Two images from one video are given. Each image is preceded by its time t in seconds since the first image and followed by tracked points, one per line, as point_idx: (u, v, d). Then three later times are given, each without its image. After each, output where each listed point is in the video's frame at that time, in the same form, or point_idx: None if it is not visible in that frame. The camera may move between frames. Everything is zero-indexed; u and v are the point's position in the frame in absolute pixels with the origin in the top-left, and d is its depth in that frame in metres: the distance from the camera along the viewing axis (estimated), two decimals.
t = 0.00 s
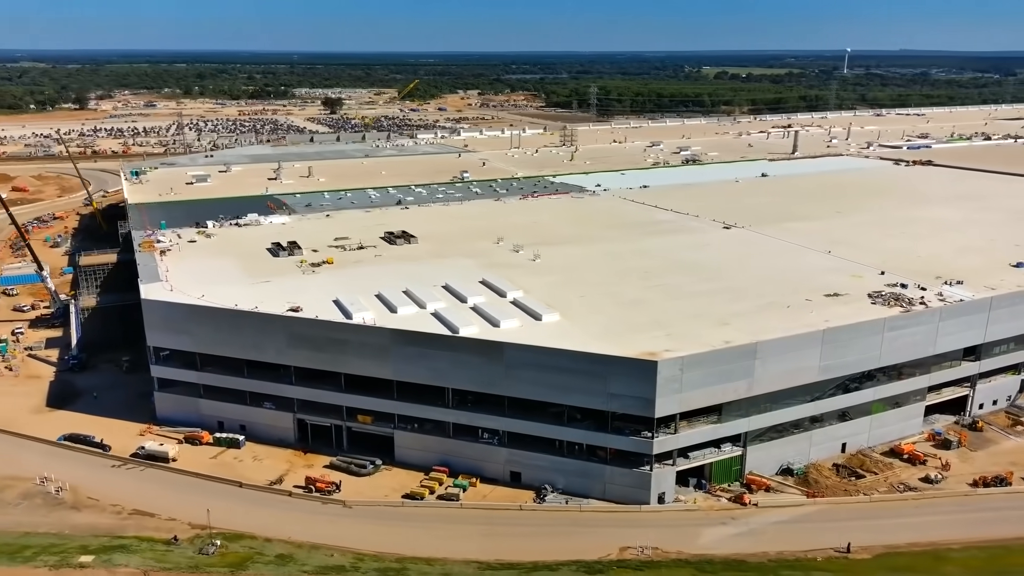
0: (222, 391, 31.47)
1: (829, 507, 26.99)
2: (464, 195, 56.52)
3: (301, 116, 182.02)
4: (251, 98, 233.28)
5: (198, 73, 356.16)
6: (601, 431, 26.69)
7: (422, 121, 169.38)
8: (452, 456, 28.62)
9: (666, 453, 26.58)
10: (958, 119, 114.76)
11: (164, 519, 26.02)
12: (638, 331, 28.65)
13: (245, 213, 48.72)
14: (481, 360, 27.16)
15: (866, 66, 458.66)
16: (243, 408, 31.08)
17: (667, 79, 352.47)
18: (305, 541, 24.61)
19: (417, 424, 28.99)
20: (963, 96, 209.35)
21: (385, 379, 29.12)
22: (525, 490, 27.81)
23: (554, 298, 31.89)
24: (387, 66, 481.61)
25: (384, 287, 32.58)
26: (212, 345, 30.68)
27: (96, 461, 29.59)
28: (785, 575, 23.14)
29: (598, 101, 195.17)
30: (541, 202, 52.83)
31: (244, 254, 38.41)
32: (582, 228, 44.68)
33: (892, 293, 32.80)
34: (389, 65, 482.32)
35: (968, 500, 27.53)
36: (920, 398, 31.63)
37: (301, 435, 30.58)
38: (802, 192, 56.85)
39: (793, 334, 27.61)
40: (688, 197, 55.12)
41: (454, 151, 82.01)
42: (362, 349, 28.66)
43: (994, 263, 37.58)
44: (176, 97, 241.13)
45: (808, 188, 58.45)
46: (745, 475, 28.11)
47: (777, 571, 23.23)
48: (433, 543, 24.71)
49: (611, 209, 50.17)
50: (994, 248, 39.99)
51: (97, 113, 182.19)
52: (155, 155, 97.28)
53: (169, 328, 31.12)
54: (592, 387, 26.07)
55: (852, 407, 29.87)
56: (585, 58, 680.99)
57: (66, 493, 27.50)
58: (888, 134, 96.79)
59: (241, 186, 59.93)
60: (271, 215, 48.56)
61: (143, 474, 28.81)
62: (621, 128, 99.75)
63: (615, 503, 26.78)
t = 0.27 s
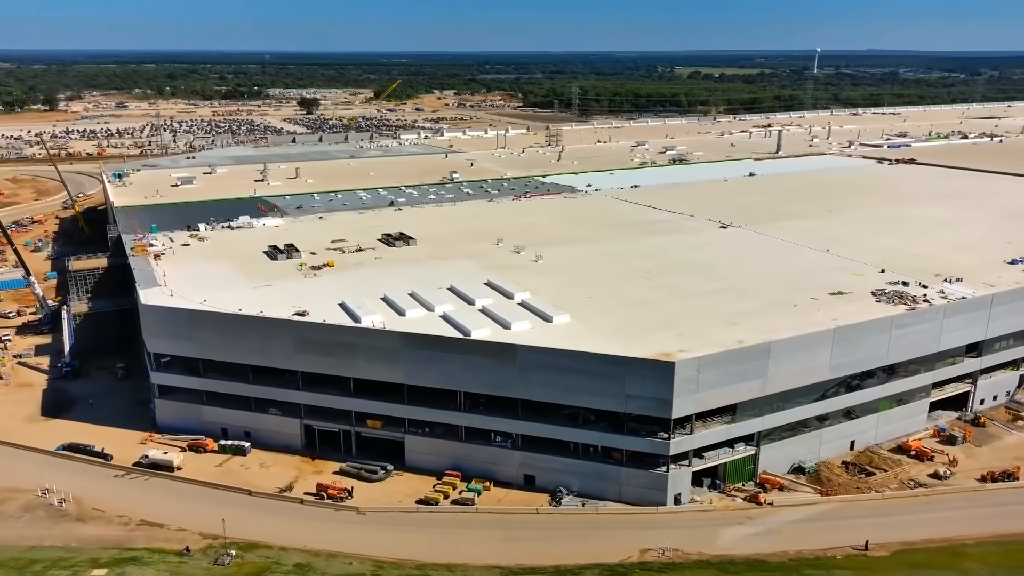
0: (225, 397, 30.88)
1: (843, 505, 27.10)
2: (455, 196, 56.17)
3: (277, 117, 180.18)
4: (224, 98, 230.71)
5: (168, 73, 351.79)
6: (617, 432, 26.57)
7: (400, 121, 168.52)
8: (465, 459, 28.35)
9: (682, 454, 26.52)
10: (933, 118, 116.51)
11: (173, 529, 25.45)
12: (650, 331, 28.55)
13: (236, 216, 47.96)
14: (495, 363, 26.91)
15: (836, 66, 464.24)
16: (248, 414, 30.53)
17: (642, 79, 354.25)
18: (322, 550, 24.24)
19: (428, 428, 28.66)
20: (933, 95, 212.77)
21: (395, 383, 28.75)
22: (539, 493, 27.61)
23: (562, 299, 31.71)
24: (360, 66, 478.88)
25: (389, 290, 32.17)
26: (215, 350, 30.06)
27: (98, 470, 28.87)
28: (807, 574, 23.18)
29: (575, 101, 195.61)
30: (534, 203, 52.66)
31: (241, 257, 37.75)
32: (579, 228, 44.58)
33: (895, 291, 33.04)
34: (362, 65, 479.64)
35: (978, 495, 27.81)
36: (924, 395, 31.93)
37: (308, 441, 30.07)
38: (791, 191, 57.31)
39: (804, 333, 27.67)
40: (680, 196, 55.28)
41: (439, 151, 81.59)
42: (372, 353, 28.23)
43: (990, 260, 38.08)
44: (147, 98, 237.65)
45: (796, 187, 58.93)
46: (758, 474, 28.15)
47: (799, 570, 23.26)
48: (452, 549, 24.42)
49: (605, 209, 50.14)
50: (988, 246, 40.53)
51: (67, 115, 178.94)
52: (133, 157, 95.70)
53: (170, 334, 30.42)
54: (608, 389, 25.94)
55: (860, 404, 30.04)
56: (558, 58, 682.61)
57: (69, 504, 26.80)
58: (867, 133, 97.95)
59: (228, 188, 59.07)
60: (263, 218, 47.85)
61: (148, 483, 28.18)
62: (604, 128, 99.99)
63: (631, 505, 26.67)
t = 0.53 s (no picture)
0: (230, 403, 30.35)
1: (857, 502, 27.29)
2: (447, 196, 55.86)
3: (253, 118, 178.31)
4: (197, 99, 227.85)
5: (138, 74, 346.56)
6: (633, 433, 26.51)
7: (378, 122, 167.59)
8: (478, 463, 28.11)
9: (697, 454, 26.52)
10: (908, 118, 118.33)
11: (184, 539, 24.94)
12: (662, 331, 28.52)
13: (227, 218, 47.25)
14: (509, 365, 26.71)
15: (806, 66, 469.71)
16: (254, 420, 30.02)
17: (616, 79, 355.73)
18: (340, 557, 23.91)
19: (440, 432, 28.39)
20: (903, 95, 216.31)
21: (406, 387, 28.45)
22: (554, 495, 27.47)
23: (570, 300, 31.59)
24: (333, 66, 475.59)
25: (395, 293, 31.82)
26: (220, 356, 29.51)
27: (101, 480, 28.24)
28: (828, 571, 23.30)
29: (553, 101, 195.85)
30: (528, 203, 52.52)
31: (239, 261, 37.15)
32: (577, 228, 44.51)
33: (897, 288, 33.35)
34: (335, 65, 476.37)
35: (986, 490, 28.15)
36: (928, 391, 32.27)
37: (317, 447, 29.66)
38: (780, 190, 57.79)
39: (816, 331, 27.80)
40: (671, 196, 55.47)
41: (424, 152, 81.19)
42: (383, 357, 27.88)
43: (985, 257, 38.63)
44: (118, 98, 233.92)
45: (785, 186, 59.44)
46: (771, 473, 28.23)
47: (821, 568, 23.35)
48: (471, 554, 24.21)
49: (600, 209, 50.16)
50: (980, 243, 41.12)
51: (36, 115, 175.47)
52: (109, 159, 94.03)
53: (173, 340, 29.81)
54: (624, 390, 25.86)
55: (867, 402, 30.28)
56: (531, 58, 683.19)
57: (75, 515, 26.17)
58: (846, 132, 99.22)
59: (215, 190, 58.26)
60: (255, 220, 47.18)
61: (155, 493, 27.62)
62: (587, 128, 100.16)
63: (647, 506, 26.63)
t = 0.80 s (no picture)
0: (236, 409, 29.92)
1: (868, 498, 27.53)
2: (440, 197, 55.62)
3: (230, 118, 176.46)
4: (172, 99, 225.15)
5: (109, 74, 341.61)
6: (648, 433, 26.49)
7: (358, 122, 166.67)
8: (491, 465, 27.97)
9: (712, 453, 26.58)
10: (886, 117, 119.99)
11: (197, 548, 24.53)
12: (673, 331, 28.56)
13: (220, 220, 46.63)
14: (523, 366, 26.60)
15: (779, 66, 474.72)
16: (261, 425, 29.61)
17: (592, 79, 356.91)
18: (359, 563, 23.66)
19: (452, 434, 28.20)
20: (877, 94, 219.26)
21: (417, 390, 28.24)
22: (568, 496, 27.40)
23: (578, 300, 31.54)
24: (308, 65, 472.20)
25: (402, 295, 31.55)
26: (226, 361, 29.07)
27: (107, 489, 27.70)
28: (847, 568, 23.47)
29: (532, 100, 195.98)
30: (522, 203, 52.43)
31: (238, 264, 36.66)
32: (575, 228, 44.49)
33: (899, 286, 33.72)
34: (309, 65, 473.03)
35: (992, 484, 28.54)
36: (931, 387, 32.66)
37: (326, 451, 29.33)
38: (771, 188, 58.24)
39: (825, 329, 27.99)
40: (664, 195, 55.68)
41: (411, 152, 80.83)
42: (394, 360, 27.63)
43: (979, 254, 39.17)
44: (90, 99, 230.37)
45: (775, 185, 59.93)
46: (782, 470, 28.39)
47: (839, 564, 23.51)
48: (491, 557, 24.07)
49: (595, 209, 50.22)
50: (973, 240, 41.71)
51: (7, 116, 172.18)
52: (88, 161, 92.55)
53: (177, 345, 29.32)
54: (640, 390, 25.84)
55: (874, 399, 30.56)
56: (506, 58, 683.22)
57: (83, 525, 25.62)
58: (828, 132, 100.34)
59: (204, 192, 57.52)
60: (249, 222, 46.60)
61: (162, 501, 27.13)
62: (572, 127, 100.33)
63: (662, 505, 26.66)
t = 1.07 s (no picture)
0: (245, 413, 29.53)
1: (879, 493, 27.87)
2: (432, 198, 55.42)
3: (205, 119, 174.21)
4: (144, 100, 222.01)
5: (77, 74, 336.00)
6: (664, 432, 26.59)
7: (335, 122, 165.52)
8: (505, 466, 27.90)
9: (727, 451, 26.75)
10: (863, 116, 121.66)
11: (214, 555, 24.18)
12: (684, 330, 28.71)
13: (213, 223, 46.04)
14: (538, 367, 26.58)
15: (750, 66, 479.54)
16: (270, 430, 29.27)
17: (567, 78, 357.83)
18: (380, 567, 23.46)
19: (466, 436, 28.09)
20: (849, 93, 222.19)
21: (431, 392, 28.09)
22: (584, 497, 27.41)
23: (586, 300, 31.58)
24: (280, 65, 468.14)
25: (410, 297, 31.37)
26: (235, 365, 28.69)
27: (115, 497, 27.20)
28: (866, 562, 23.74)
29: (510, 100, 195.96)
30: (516, 204, 52.38)
31: (239, 267, 36.21)
32: (573, 228, 44.57)
33: (900, 282, 34.19)
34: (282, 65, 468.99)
35: (997, 477, 29.04)
36: (932, 382, 33.16)
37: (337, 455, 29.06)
38: (761, 187, 58.75)
39: (835, 327, 28.29)
40: (656, 195, 55.97)
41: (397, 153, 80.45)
42: (408, 362, 27.46)
43: (973, 250, 39.84)
44: (59, 100, 226.33)
45: (764, 184, 60.48)
46: (794, 467, 28.64)
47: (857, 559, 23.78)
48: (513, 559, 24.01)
49: (590, 209, 50.31)
50: (965, 237, 42.41)
51: None
52: (65, 163, 90.92)
53: (185, 349, 28.88)
54: (657, 389, 25.93)
55: (880, 394, 30.95)
56: (480, 58, 682.69)
57: (94, 534, 25.13)
58: (807, 131, 101.51)
59: (192, 195, 56.76)
60: (243, 225, 46.06)
61: (173, 508, 26.71)
62: (555, 127, 100.48)
63: (678, 504, 26.76)
